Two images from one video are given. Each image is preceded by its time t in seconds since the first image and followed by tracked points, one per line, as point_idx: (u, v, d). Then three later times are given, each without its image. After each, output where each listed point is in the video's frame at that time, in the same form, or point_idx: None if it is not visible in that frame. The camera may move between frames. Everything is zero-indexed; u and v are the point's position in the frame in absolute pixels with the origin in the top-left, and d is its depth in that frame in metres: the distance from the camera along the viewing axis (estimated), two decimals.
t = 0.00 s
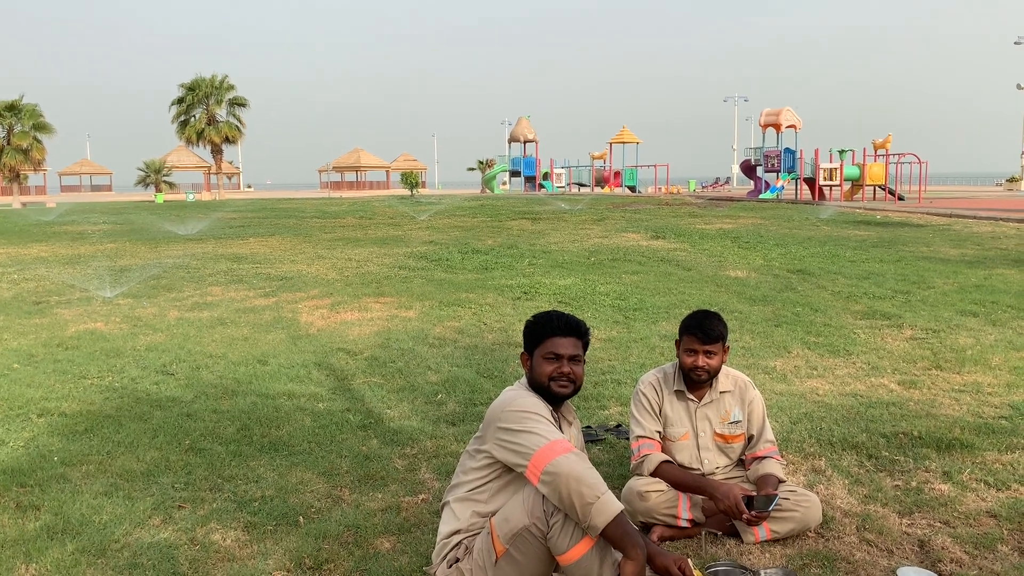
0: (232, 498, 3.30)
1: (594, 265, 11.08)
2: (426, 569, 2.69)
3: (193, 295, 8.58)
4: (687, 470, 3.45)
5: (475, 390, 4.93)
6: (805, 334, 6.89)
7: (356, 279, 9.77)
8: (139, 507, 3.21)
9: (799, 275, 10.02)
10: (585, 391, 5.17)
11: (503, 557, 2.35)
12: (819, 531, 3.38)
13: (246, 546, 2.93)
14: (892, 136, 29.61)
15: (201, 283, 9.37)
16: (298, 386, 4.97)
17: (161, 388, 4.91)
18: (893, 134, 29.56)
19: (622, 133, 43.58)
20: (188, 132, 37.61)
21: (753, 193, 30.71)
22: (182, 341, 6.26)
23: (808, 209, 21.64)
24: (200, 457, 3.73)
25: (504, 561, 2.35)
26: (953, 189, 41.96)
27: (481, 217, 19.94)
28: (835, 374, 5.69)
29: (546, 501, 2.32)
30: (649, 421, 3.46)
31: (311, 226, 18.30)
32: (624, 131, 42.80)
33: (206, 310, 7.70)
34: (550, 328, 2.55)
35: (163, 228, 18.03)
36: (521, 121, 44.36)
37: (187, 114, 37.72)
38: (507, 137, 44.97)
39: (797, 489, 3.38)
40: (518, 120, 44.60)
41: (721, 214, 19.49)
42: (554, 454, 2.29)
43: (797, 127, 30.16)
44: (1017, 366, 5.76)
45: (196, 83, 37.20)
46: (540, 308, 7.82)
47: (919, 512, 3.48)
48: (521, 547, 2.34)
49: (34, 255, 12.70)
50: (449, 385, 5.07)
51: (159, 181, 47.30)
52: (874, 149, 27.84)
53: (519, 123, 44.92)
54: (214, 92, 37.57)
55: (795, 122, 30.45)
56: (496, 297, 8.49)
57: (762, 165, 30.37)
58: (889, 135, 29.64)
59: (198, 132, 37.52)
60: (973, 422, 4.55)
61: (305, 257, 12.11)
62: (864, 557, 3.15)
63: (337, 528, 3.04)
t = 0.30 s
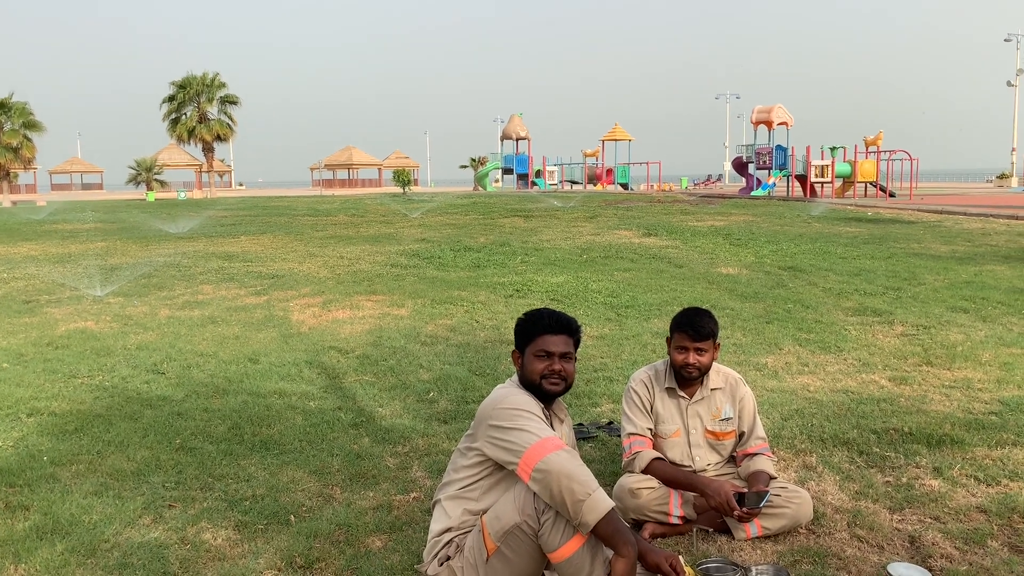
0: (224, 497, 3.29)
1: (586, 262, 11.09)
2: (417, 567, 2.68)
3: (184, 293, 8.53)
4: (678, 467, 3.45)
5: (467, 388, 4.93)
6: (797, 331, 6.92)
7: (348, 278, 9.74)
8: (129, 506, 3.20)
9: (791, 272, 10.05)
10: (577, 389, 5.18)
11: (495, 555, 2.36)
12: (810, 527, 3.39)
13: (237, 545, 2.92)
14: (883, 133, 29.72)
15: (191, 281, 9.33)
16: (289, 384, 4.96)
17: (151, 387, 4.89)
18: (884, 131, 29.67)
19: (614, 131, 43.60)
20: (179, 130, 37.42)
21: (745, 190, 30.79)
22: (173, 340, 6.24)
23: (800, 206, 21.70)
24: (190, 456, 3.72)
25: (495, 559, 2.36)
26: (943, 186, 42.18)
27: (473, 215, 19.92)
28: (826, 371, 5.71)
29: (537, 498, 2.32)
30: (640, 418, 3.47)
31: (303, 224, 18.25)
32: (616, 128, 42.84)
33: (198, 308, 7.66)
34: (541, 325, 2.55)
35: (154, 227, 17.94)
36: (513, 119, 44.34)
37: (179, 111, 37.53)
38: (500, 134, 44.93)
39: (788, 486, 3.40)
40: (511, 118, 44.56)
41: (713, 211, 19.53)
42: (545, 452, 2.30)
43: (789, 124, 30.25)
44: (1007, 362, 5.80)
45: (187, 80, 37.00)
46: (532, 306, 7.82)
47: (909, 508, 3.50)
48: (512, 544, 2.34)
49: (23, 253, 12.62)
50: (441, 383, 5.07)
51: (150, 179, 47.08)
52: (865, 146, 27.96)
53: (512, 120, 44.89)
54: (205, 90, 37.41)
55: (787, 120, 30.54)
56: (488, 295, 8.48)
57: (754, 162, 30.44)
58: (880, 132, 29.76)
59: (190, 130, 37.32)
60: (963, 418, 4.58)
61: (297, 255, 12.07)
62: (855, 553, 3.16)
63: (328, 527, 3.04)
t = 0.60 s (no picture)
0: (215, 497, 3.29)
1: (578, 261, 11.10)
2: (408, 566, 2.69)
3: (175, 293, 8.50)
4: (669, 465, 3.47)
5: (459, 387, 4.93)
6: (788, 328, 6.95)
7: (340, 276, 9.72)
8: (120, 506, 3.19)
9: (782, 271, 10.09)
10: (569, 388, 5.19)
11: (486, 554, 2.36)
12: (801, 525, 3.41)
13: (229, 545, 2.92)
14: (873, 132, 29.87)
15: (182, 280, 9.28)
16: (280, 384, 4.95)
17: (142, 387, 4.87)
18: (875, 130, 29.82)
19: (606, 129, 43.63)
20: (170, 129, 37.23)
21: (737, 188, 30.89)
22: (164, 339, 6.21)
23: (792, 204, 21.77)
24: (182, 456, 3.71)
25: (487, 558, 2.36)
26: (934, 184, 42.40)
27: (465, 213, 19.91)
28: (817, 369, 5.74)
29: (528, 496, 2.32)
30: (631, 416, 3.48)
31: (294, 222, 18.19)
32: (609, 127, 42.90)
33: (188, 307, 7.63)
34: (533, 323, 2.56)
35: (144, 226, 17.87)
36: (505, 117, 44.33)
37: (169, 110, 37.34)
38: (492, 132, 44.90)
39: (779, 483, 3.41)
40: (503, 116, 44.54)
41: (705, 210, 19.57)
42: (536, 450, 2.30)
43: (780, 123, 30.35)
44: (997, 360, 5.84)
45: (178, 79, 36.82)
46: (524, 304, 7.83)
47: (900, 505, 3.52)
48: (504, 543, 2.35)
49: (12, 252, 12.53)
50: (433, 381, 5.07)
51: (141, 178, 46.84)
52: (855, 144, 28.09)
53: (504, 119, 44.86)
54: (196, 89, 37.23)
55: (778, 119, 30.64)
56: (481, 294, 8.48)
57: (745, 161, 30.52)
58: (871, 131, 29.91)
59: (181, 128, 37.14)
60: (953, 416, 4.61)
61: (288, 254, 12.04)
62: (846, 550, 3.18)
63: (320, 526, 3.04)
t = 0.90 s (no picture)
0: (210, 495, 3.28)
1: (573, 259, 11.09)
2: (404, 565, 2.68)
3: (169, 290, 8.47)
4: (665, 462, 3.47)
5: (455, 385, 4.93)
6: (783, 326, 6.96)
7: (334, 274, 9.70)
8: (114, 505, 3.17)
9: (776, 268, 10.11)
10: (565, 385, 5.19)
11: (482, 552, 2.36)
12: (797, 522, 3.42)
13: (224, 543, 2.91)
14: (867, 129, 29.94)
15: (176, 278, 9.25)
16: (275, 382, 4.94)
17: (136, 385, 4.85)
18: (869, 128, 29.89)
19: (601, 127, 43.62)
20: (164, 126, 37.06)
21: (731, 186, 30.93)
22: (158, 337, 6.19)
23: (786, 202, 21.81)
24: (176, 454, 3.70)
25: (483, 556, 2.36)
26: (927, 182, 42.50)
27: (460, 211, 19.87)
28: (812, 366, 5.75)
29: (524, 495, 2.32)
30: (627, 414, 3.48)
31: (288, 220, 18.14)
32: (603, 124, 42.91)
33: (183, 305, 7.60)
34: (528, 321, 2.55)
35: (138, 223, 17.80)
36: (500, 115, 44.27)
37: (163, 107, 37.17)
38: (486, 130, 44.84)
39: (774, 480, 3.42)
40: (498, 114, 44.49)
41: (700, 208, 19.59)
42: (532, 448, 2.30)
43: (775, 120, 30.40)
44: (991, 357, 5.86)
45: (172, 75, 36.61)
46: (520, 302, 7.82)
47: (895, 502, 3.54)
48: (500, 541, 2.34)
49: (5, 251, 12.46)
50: (428, 379, 5.07)
51: (134, 175, 46.63)
52: (849, 142, 28.15)
53: (498, 117, 44.81)
54: (189, 86, 37.08)
55: (772, 116, 30.68)
56: (476, 292, 8.47)
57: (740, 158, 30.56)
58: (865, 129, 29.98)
59: (175, 126, 36.99)
60: (948, 413, 4.62)
61: (283, 252, 12.00)
62: (842, 547, 3.19)
63: (315, 524, 3.03)
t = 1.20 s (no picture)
0: (205, 489, 3.26)
1: (568, 251, 11.08)
2: (400, 557, 2.68)
3: (163, 283, 8.43)
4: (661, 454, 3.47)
5: (450, 377, 4.92)
6: (778, 317, 6.97)
7: (329, 267, 9.67)
8: (108, 499, 3.16)
9: (771, 259, 10.12)
10: (560, 377, 5.19)
11: (479, 544, 2.35)
12: (793, 513, 3.42)
13: (219, 537, 2.90)
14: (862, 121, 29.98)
15: (170, 271, 9.21)
16: (270, 375, 4.92)
17: (130, 378, 4.83)
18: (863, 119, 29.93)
19: (595, 119, 43.55)
20: (157, 119, 36.88)
21: (726, 178, 30.94)
22: (152, 330, 6.16)
23: (780, 194, 21.83)
24: (171, 448, 3.68)
25: (479, 549, 2.35)
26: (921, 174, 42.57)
27: (454, 204, 19.84)
28: (807, 357, 5.76)
29: (520, 487, 2.31)
30: (623, 405, 3.48)
31: (283, 213, 18.08)
32: (598, 117, 42.84)
33: (177, 298, 7.57)
34: (523, 313, 2.54)
35: (131, 217, 17.72)
36: (495, 107, 44.16)
37: (156, 101, 36.96)
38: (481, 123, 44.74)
39: (770, 471, 3.42)
40: (493, 106, 44.38)
41: (695, 199, 19.60)
42: (528, 441, 2.29)
43: (769, 112, 30.39)
44: (986, 347, 5.87)
45: (165, 69, 36.40)
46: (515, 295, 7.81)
47: (891, 492, 3.54)
48: (496, 534, 2.34)
49: None
50: (423, 371, 5.06)
51: (127, 169, 46.39)
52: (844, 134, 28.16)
53: (492, 109, 44.71)
54: (183, 79, 36.87)
55: (767, 108, 30.68)
56: (471, 284, 8.45)
57: (734, 150, 30.57)
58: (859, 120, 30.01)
59: (168, 119, 36.81)
60: (943, 403, 4.63)
61: (277, 245, 11.95)
62: (838, 538, 3.19)
63: (311, 517, 3.02)
